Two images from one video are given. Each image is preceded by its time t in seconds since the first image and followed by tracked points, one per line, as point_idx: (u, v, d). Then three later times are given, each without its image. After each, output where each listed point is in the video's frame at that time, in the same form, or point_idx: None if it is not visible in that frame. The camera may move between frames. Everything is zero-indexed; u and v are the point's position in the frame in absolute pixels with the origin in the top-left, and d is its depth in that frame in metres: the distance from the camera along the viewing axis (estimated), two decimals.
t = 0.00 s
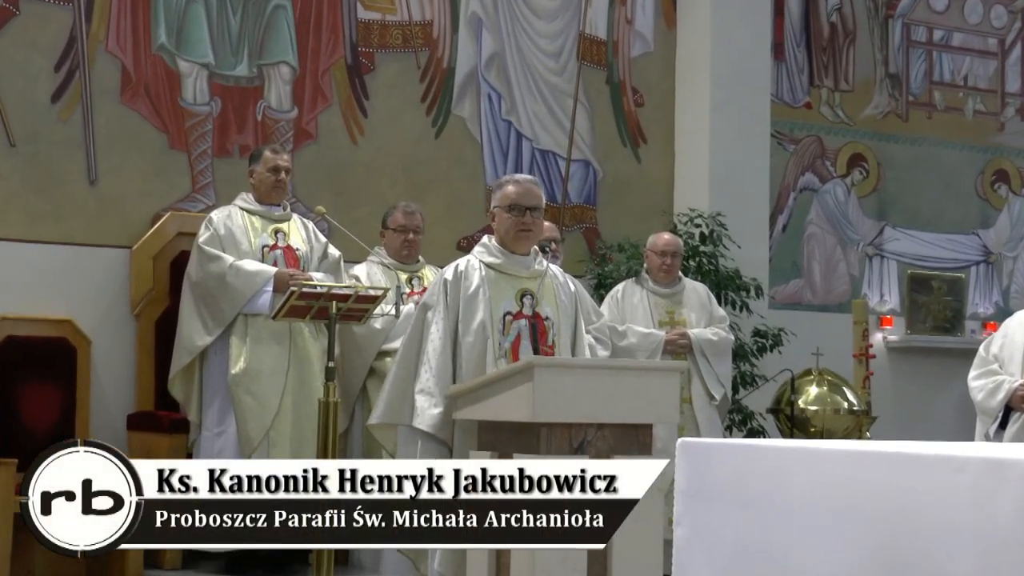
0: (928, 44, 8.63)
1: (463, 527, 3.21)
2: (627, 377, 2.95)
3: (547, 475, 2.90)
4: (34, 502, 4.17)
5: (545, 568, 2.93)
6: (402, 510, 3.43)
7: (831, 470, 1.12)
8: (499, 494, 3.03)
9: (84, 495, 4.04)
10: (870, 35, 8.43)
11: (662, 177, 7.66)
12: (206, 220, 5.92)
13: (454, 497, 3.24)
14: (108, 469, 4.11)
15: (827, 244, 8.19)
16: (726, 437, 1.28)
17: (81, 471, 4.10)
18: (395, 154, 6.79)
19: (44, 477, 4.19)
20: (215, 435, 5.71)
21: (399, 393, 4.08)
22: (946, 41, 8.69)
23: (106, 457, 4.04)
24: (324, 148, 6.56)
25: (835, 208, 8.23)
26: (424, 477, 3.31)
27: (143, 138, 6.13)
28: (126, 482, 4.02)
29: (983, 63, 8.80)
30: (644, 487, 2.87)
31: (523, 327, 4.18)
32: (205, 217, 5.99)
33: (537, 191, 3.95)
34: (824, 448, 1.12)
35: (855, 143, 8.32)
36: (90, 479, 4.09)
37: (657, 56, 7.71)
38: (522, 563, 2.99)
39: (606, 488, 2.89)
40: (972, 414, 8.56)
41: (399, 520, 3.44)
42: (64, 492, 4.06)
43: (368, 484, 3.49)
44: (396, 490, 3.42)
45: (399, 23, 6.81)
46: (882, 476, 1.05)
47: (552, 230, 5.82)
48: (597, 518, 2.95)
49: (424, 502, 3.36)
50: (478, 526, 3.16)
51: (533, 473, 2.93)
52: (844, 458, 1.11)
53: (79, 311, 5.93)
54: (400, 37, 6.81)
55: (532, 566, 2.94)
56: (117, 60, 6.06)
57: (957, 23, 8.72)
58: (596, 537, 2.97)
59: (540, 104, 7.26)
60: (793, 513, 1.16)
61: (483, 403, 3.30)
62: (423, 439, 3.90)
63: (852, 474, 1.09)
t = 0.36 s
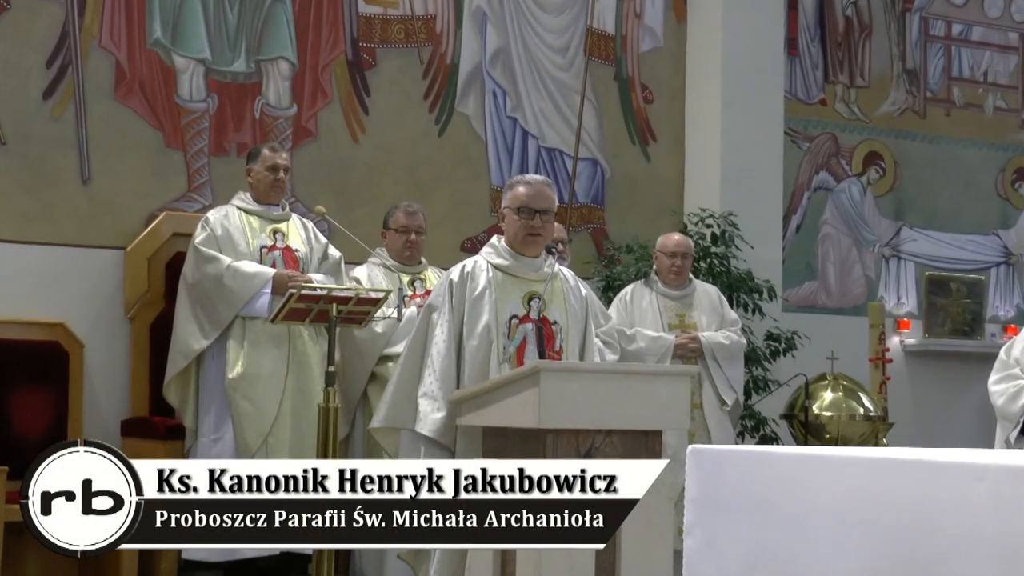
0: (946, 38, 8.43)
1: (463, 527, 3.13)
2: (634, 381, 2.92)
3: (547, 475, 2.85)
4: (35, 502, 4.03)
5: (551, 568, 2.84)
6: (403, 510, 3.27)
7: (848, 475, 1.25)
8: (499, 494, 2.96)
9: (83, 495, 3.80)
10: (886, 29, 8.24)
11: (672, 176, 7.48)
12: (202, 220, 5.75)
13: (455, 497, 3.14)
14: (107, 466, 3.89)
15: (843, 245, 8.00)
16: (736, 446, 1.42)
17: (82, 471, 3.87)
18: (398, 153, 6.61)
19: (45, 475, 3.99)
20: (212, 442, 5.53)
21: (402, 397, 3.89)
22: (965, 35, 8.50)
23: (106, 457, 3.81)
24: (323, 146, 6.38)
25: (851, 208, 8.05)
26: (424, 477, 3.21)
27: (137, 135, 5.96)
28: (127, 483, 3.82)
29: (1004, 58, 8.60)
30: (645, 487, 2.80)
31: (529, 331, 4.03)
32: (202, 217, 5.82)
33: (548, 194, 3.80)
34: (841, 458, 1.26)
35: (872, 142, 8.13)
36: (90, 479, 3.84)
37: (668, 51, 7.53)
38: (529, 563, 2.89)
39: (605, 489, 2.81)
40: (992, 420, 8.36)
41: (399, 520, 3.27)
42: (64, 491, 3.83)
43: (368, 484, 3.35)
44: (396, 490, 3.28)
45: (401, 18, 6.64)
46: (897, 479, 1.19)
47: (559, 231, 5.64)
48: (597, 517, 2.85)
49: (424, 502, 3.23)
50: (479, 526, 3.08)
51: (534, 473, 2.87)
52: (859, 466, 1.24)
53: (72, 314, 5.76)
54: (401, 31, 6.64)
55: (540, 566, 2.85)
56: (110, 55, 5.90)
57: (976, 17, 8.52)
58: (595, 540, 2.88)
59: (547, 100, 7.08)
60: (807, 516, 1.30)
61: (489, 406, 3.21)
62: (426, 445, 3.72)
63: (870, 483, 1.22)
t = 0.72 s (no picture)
0: (963, 31, 8.24)
1: (461, 527, 2.98)
2: (643, 384, 2.73)
3: (546, 475, 2.71)
4: (34, 502, 4.05)
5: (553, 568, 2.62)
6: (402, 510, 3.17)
7: (881, 488, 1.16)
8: (499, 495, 2.82)
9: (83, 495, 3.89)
10: (900, 22, 8.05)
11: (681, 174, 7.29)
12: (195, 219, 5.57)
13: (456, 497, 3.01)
14: (108, 468, 3.97)
15: (856, 244, 7.83)
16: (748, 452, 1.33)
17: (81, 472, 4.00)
18: (397, 150, 6.44)
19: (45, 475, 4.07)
20: (205, 447, 5.32)
21: (403, 403, 3.70)
22: (983, 29, 8.31)
23: (105, 457, 3.93)
24: (320, 143, 6.21)
25: (864, 205, 7.88)
26: (423, 477, 3.09)
27: (128, 131, 5.79)
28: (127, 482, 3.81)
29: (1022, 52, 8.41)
30: (645, 487, 2.64)
31: (534, 332, 3.85)
32: (195, 216, 5.63)
33: (547, 188, 3.64)
34: (871, 468, 1.17)
35: (885, 139, 7.95)
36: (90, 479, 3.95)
37: (675, 44, 7.35)
38: (532, 564, 2.69)
39: (605, 489, 2.65)
40: (1009, 424, 8.16)
41: (398, 520, 3.17)
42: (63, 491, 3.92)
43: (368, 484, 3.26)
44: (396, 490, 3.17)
45: (400, 10, 6.47)
46: (929, 495, 1.11)
47: (563, 231, 5.46)
48: (597, 518, 2.67)
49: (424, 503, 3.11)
50: (479, 526, 2.93)
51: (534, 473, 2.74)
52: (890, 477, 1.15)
53: (61, 316, 5.58)
54: (400, 25, 6.48)
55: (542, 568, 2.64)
56: (101, 48, 5.74)
57: (993, 10, 8.33)
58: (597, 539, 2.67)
59: (551, 95, 6.90)
60: (832, 528, 1.22)
61: (494, 410, 3.01)
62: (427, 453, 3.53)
63: (902, 495, 1.13)
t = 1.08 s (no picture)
0: (983, 24, 8.05)
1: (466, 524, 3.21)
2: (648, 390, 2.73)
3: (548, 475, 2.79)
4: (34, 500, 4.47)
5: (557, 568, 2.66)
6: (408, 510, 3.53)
7: (901, 494, 0.92)
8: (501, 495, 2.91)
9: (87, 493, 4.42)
10: (918, 14, 7.87)
11: (692, 171, 7.11)
12: (191, 218, 5.39)
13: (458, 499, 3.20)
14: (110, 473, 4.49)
15: (872, 244, 7.66)
16: (762, 453, 1.07)
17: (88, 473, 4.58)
18: (399, 147, 6.26)
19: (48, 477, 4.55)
20: (203, 452, 5.11)
21: (405, 411, 3.53)
22: (1003, 21, 8.12)
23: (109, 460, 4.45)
24: (321, 139, 6.05)
25: (881, 203, 7.71)
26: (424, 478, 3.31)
27: (121, 126, 5.63)
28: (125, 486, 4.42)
29: None
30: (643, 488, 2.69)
31: (539, 335, 3.68)
32: (191, 215, 5.45)
33: (552, 184, 3.50)
34: (892, 471, 0.93)
35: (903, 134, 7.77)
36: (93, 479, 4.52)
37: (686, 38, 7.18)
38: (538, 564, 2.72)
39: (605, 489, 2.71)
40: None
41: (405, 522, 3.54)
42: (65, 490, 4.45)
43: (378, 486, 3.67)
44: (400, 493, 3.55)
45: (401, 3, 6.31)
46: (963, 506, 0.86)
47: (571, 231, 5.29)
48: (596, 517, 2.76)
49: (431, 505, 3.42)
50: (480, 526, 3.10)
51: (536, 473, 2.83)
52: (911, 483, 0.91)
53: (54, 318, 5.43)
54: (402, 17, 6.31)
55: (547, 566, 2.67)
56: (93, 41, 5.58)
57: (1014, 3, 8.15)
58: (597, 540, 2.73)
59: (558, 90, 6.73)
60: (840, 540, 0.99)
61: (497, 416, 2.98)
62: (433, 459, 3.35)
63: (929, 502, 0.89)
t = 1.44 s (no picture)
0: (1002, 16, 7.86)
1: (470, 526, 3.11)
2: (661, 393, 2.59)
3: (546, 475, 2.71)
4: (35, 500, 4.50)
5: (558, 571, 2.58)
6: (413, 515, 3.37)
7: (914, 496, 0.85)
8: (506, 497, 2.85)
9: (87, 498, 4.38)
10: (936, 6, 7.68)
11: (702, 168, 6.94)
12: (185, 217, 5.21)
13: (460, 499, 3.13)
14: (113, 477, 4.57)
15: (888, 243, 7.49)
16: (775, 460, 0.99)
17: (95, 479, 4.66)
18: (398, 143, 6.09)
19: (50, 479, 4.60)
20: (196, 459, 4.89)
21: (405, 415, 3.36)
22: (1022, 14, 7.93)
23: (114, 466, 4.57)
24: (320, 135, 5.88)
25: (898, 201, 7.54)
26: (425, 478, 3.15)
27: (113, 122, 5.46)
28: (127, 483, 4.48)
29: None
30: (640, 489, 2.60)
31: (544, 337, 3.51)
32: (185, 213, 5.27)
33: (555, 180, 3.35)
34: (905, 474, 0.87)
35: (920, 129, 7.60)
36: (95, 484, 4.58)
37: (696, 30, 7.00)
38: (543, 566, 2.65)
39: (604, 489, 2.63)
40: None
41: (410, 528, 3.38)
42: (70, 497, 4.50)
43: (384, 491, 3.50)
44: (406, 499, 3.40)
45: None
46: (977, 502, 0.80)
47: (578, 229, 5.12)
48: (596, 517, 2.65)
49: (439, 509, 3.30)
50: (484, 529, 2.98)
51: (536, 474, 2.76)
52: (922, 486, 0.85)
53: (44, 320, 5.26)
54: (403, 9, 6.14)
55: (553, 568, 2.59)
56: (84, 34, 5.42)
57: None
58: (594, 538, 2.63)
59: (564, 85, 6.56)
60: (852, 546, 0.91)
61: (500, 421, 2.83)
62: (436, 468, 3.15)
63: (945, 504, 0.82)
